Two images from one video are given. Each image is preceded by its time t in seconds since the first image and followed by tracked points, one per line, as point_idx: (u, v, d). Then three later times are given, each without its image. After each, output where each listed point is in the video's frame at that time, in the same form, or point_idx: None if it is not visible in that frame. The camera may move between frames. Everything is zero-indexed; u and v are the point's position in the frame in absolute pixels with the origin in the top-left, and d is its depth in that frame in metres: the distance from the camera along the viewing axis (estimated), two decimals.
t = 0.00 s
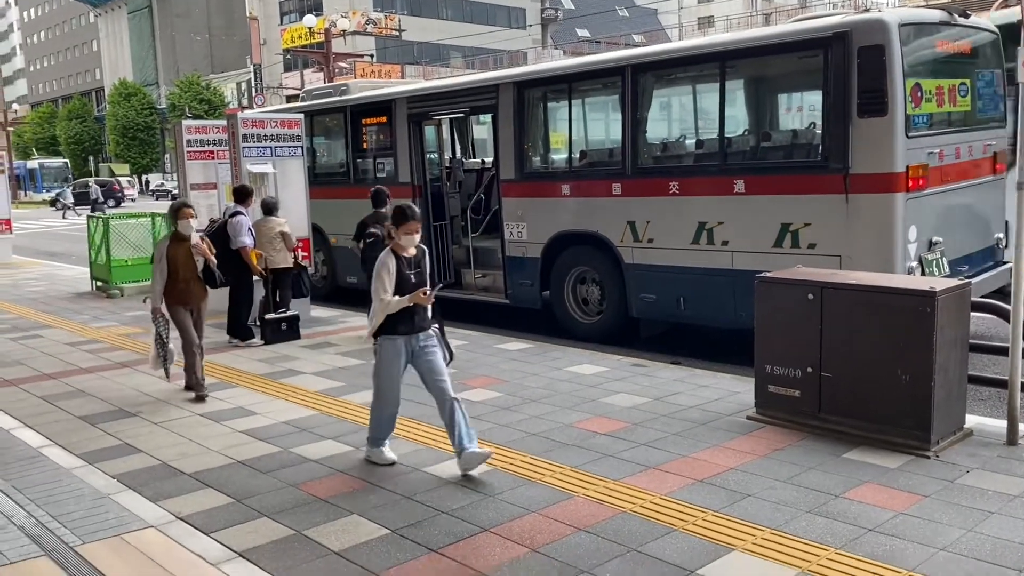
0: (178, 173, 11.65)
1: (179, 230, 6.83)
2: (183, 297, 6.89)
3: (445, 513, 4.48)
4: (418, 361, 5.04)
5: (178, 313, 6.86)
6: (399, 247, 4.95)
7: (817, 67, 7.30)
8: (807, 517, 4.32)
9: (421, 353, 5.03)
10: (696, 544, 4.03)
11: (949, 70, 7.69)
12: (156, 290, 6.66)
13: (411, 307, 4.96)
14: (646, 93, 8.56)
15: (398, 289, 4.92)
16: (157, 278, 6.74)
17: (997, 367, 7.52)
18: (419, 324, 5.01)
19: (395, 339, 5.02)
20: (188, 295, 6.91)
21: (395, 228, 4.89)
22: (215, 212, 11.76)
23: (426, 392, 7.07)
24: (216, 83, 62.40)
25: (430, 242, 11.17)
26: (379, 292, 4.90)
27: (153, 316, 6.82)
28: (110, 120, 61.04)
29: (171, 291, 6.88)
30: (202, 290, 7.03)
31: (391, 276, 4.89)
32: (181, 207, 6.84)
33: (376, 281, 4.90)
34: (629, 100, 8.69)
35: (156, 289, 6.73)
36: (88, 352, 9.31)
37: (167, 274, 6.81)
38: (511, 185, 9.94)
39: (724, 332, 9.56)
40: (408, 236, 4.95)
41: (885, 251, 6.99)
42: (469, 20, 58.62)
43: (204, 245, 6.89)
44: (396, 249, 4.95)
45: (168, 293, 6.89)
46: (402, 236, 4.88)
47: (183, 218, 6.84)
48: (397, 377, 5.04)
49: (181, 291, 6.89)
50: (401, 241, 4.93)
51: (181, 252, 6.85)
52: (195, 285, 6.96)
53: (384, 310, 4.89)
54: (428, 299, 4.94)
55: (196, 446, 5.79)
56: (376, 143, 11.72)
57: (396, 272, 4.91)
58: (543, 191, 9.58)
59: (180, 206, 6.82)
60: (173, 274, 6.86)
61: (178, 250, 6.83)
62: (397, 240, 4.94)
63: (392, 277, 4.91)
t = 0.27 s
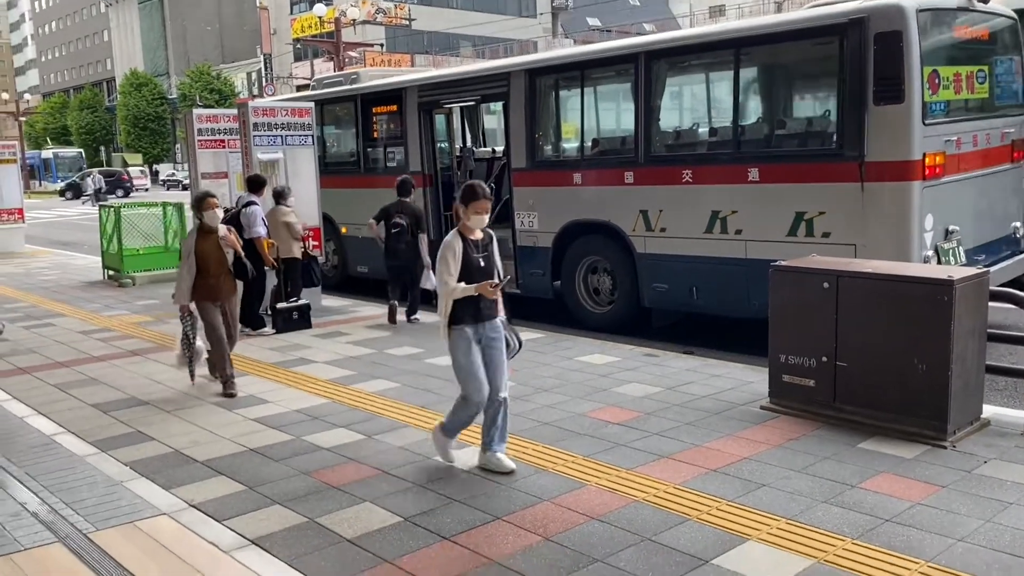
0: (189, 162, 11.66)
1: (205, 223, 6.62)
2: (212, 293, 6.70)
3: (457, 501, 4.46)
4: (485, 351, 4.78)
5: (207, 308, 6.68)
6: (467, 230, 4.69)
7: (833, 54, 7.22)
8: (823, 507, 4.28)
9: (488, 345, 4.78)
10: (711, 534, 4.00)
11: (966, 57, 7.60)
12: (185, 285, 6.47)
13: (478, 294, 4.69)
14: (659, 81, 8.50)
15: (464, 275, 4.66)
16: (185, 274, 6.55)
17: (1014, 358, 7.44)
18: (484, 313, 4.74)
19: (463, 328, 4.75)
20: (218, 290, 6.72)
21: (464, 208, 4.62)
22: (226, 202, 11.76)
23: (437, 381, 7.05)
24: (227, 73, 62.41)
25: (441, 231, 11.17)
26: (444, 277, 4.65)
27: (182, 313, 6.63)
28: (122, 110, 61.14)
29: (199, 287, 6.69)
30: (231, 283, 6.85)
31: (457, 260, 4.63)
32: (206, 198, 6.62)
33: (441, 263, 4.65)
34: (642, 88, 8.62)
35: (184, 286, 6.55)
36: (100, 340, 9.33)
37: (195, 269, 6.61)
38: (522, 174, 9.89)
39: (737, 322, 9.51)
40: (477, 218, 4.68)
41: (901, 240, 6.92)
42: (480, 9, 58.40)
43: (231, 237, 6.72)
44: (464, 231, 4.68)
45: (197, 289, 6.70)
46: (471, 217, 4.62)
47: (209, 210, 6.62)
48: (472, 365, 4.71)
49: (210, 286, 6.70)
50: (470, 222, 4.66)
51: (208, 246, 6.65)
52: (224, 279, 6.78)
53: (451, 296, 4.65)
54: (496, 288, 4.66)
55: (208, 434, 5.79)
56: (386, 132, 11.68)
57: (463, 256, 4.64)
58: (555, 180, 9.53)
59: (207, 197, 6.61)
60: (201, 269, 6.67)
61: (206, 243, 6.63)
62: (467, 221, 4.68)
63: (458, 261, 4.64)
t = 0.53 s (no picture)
0: (197, 152, 11.60)
1: (227, 210, 6.30)
2: (235, 285, 6.41)
3: (468, 495, 4.40)
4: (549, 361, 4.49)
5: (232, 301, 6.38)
6: (532, 230, 4.33)
7: (849, 41, 7.10)
8: (840, 502, 4.20)
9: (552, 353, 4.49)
10: (726, 529, 3.92)
11: (985, 44, 7.46)
12: (207, 277, 6.18)
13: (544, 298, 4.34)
14: (671, 69, 8.39)
15: (528, 278, 4.31)
16: (207, 266, 6.25)
17: None
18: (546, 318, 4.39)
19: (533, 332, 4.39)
20: (241, 281, 6.43)
21: (527, 208, 4.26)
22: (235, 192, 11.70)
23: (447, 372, 6.99)
24: (236, 63, 62.35)
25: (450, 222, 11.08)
26: (505, 281, 4.31)
27: (205, 305, 6.35)
28: (131, 101, 61.19)
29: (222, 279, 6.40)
30: (255, 274, 6.54)
31: (520, 263, 4.27)
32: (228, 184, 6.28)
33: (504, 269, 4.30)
34: (654, 77, 8.51)
35: (206, 277, 6.28)
36: (109, 331, 9.29)
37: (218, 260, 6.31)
38: (533, 164, 9.80)
39: (749, 314, 9.41)
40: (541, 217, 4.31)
41: (918, 231, 6.82)
42: None
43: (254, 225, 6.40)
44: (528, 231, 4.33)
45: (220, 280, 6.42)
46: (535, 217, 4.25)
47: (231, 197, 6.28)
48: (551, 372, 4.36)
49: (234, 278, 6.41)
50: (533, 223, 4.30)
51: (231, 235, 6.34)
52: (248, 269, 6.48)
53: (512, 302, 4.30)
54: (562, 290, 4.28)
55: (216, 426, 5.74)
56: (395, 122, 11.60)
57: (527, 260, 4.29)
58: (565, 169, 9.44)
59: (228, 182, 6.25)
60: (224, 260, 6.36)
61: (228, 232, 6.32)
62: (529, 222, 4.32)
63: (522, 265, 4.29)
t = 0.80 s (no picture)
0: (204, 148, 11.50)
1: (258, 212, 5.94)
2: (262, 292, 5.98)
3: (476, 497, 4.33)
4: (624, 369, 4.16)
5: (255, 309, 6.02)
6: (608, 223, 4.04)
7: (863, 36, 6.99)
8: (856, 506, 4.12)
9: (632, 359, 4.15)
10: (741, 533, 3.85)
11: (1002, 37, 7.34)
12: (228, 281, 5.85)
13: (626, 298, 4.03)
14: (682, 63, 8.28)
15: (609, 277, 4.01)
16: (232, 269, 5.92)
17: None
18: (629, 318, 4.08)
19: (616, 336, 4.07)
20: (269, 289, 5.98)
21: (601, 198, 3.97)
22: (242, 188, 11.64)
23: (456, 370, 6.92)
24: (243, 58, 62.33)
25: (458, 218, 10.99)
26: (584, 281, 4.01)
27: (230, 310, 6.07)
28: (139, 96, 61.24)
29: (250, 284, 6.01)
30: (287, 283, 6.07)
31: (599, 260, 3.98)
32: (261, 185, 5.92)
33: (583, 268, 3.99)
34: (664, 72, 8.41)
35: (231, 282, 5.93)
36: (116, 328, 9.25)
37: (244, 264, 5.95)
38: (541, 160, 9.72)
39: (760, 311, 9.33)
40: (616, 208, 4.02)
41: (932, 228, 6.72)
42: None
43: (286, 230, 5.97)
44: (604, 225, 4.03)
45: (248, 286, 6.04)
46: (612, 208, 3.97)
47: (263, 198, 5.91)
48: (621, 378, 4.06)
49: (261, 285, 5.98)
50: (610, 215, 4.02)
51: (260, 239, 5.95)
52: (279, 277, 6.02)
53: (593, 303, 3.99)
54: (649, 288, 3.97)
55: (222, 425, 5.68)
56: (402, 117, 11.52)
57: (608, 255, 4.00)
58: (574, 165, 9.36)
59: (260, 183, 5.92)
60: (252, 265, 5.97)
61: (257, 236, 5.95)
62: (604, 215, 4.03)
63: (601, 263, 3.99)
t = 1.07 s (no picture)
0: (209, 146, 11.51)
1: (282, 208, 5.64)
2: (286, 291, 5.74)
3: (483, 500, 4.28)
4: (709, 386, 3.81)
5: (279, 308, 5.74)
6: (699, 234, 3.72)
7: (872, 31, 6.92)
8: (868, 509, 4.06)
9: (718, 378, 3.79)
10: (751, 537, 3.80)
11: (1014, 33, 7.26)
12: (253, 281, 5.55)
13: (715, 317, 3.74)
14: (689, 60, 8.22)
15: (699, 292, 3.71)
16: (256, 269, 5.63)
17: None
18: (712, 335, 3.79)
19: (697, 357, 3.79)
20: (293, 288, 5.76)
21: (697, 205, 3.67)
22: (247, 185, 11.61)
23: (462, 369, 6.88)
24: (247, 56, 62.32)
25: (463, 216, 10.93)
26: (671, 295, 3.70)
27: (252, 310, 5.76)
28: (143, 93, 61.26)
29: (272, 284, 5.72)
30: (309, 281, 5.87)
31: (690, 273, 3.67)
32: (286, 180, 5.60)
33: (673, 281, 3.68)
34: (671, 68, 8.35)
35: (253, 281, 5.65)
36: (120, 326, 9.22)
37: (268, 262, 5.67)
38: (546, 157, 9.66)
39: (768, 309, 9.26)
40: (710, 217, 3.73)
41: (943, 226, 6.65)
42: None
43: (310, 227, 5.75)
44: (695, 236, 3.72)
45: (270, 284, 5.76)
46: (708, 216, 3.67)
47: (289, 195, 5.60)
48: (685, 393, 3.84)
49: (284, 284, 5.73)
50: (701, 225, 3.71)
51: (284, 236, 5.69)
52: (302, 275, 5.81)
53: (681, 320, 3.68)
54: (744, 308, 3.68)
55: (227, 426, 5.64)
56: (407, 114, 11.48)
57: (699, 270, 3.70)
58: (580, 163, 9.30)
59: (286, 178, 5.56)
60: (276, 263, 5.71)
61: (282, 233, 5.68)
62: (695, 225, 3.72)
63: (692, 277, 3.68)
